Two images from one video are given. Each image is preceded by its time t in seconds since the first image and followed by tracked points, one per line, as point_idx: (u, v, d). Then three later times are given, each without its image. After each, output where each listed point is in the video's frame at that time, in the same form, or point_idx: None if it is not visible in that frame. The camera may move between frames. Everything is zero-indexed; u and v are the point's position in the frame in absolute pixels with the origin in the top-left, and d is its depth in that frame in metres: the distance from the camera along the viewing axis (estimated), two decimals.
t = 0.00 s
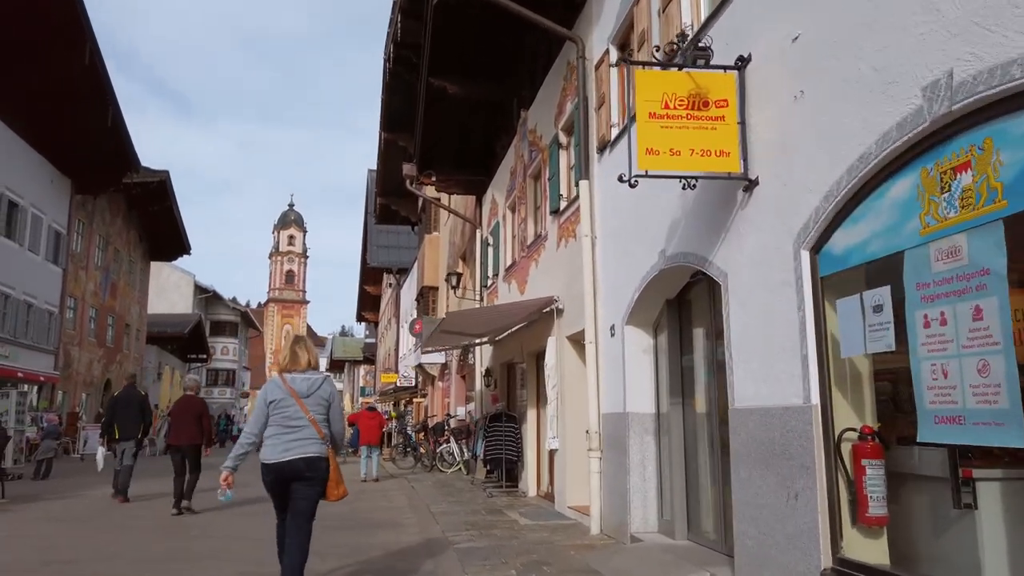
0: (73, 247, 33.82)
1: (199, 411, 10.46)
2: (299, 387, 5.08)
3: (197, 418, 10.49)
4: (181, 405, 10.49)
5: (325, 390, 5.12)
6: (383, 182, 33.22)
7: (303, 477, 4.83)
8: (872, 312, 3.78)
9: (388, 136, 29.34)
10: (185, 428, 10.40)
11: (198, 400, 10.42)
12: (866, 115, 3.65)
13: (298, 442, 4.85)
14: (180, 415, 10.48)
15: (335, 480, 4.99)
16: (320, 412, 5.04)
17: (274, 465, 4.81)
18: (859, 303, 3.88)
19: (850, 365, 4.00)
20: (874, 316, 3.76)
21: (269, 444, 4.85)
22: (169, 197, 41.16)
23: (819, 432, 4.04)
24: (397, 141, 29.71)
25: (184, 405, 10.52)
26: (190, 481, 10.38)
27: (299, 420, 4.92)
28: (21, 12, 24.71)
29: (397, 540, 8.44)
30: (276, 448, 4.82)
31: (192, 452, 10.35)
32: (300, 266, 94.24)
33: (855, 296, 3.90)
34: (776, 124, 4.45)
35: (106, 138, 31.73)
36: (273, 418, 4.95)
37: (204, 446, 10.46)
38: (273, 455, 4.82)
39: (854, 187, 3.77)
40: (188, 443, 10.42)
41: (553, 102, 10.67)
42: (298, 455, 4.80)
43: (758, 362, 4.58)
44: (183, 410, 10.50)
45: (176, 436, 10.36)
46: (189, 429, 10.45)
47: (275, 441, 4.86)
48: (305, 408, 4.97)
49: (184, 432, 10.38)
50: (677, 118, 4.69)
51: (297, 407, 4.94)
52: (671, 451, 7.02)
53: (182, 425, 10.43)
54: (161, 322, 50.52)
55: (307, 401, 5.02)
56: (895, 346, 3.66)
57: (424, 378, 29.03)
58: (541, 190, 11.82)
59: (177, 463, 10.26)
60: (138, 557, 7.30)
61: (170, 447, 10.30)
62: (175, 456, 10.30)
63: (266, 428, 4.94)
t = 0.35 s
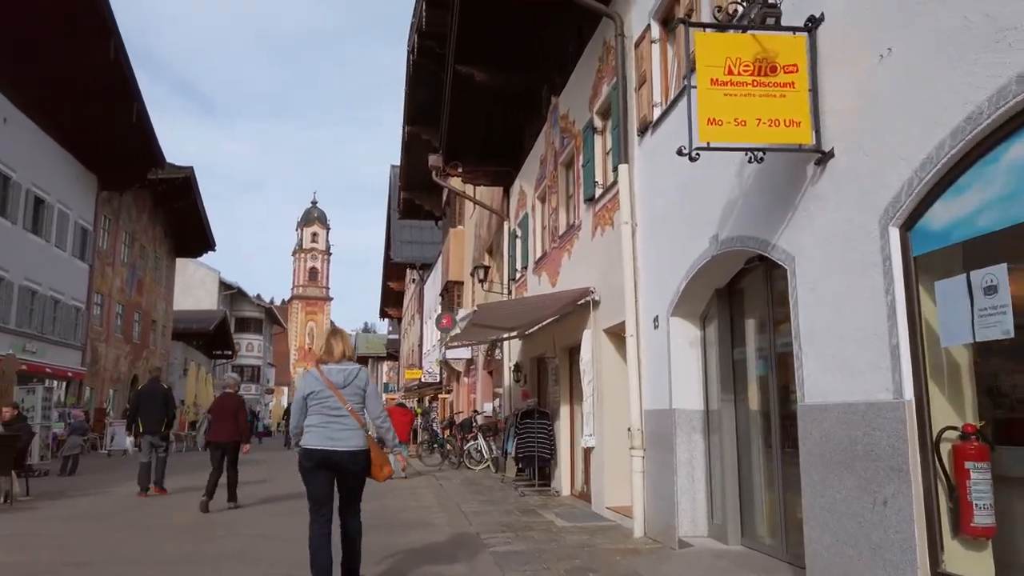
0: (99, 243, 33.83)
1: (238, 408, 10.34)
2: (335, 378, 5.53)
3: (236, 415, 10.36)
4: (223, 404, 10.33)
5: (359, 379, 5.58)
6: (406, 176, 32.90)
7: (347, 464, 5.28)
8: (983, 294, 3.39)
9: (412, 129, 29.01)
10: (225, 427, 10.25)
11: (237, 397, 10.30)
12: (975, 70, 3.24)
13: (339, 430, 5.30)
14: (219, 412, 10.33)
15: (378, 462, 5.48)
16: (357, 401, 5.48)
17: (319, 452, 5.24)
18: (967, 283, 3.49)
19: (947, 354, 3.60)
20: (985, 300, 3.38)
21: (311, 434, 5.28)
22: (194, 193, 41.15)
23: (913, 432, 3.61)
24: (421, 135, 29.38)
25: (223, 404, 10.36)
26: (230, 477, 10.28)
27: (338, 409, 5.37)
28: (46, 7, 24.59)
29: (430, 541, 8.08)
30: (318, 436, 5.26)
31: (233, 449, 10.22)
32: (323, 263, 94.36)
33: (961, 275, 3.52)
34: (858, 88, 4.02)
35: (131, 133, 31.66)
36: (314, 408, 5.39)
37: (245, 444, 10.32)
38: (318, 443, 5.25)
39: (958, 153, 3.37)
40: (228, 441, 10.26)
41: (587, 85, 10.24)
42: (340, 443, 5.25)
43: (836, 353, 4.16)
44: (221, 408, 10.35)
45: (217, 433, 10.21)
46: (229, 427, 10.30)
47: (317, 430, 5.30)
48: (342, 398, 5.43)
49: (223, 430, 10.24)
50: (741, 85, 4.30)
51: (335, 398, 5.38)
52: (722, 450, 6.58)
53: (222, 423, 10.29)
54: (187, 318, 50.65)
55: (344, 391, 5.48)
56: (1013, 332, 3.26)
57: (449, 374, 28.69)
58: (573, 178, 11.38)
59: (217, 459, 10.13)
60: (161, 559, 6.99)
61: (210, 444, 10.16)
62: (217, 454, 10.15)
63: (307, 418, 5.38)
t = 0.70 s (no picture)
0: (121, 244, 33.78)
1: (271, 412, 10.47)
2: (379, 385, 5.88)
3: (269, 419, 10.46)
4: (254, 407, 10.46)
5: (402, 387, 5.91)
6: (427, 176, 32.59)
7: (388, 467, 5.61)
8: None
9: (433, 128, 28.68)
10: (258, 429, 10.33)
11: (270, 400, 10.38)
12: None
13: (380, 436, 5.66)
14: (252, 416, 10.43)
15: (415, 469, 5.79)
16: (398, 408, 5.82)
17: (361, 456, 5.60)
18: None
19: None
20: None
21: (355, 438, 5.66)
22: (215, 194, 41.08)
23: None
24: (442, 133, 29.02)
25: (256, 407, 10.47)
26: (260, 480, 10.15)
27: (380, 415, 5.72)
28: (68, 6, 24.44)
29: (460, 552, 7.70)
30: (360, 441, 5.63)
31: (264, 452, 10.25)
32: (343, 264, 94.32)
33: None
34: (952, 59, 3.61)
35: (153, 133, 31.53)
36: (357, 413, 5.76)
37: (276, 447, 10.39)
38: (359, 447, 5.61)
39: None
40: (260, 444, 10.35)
41: (620, 75, 9.81)
42: (381, 449, 5.60)
43: (927, 356, 3.74)
44: (254, 412, 10.46)
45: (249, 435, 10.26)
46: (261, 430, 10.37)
47: (359, 434, 5.67)
48: (384, 404, 5.77)
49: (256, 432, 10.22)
50: (812, 59, 3.95)
51: (377, 405, 5.73)
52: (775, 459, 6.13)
53: (255, 425, 10.36)
54: (208, 319, 50.65)
55: (386, 398, 5.82)
56: None
57: (471, 375, 28.33)
58: (604, 173, 10.95)
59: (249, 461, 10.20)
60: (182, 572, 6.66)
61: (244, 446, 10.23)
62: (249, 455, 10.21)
63: (351, 423, 5.77)
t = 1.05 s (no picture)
0: (140, 245, 33.68)
1: (297, 416, 10.42)
2: (408, 395, 5.90)
3: (295, 422, 10.42)
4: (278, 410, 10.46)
5: (430, 397, 5.93)
6: (446, 175, 32.25)
7: (417, 476, 5.60)
8: None
9: (452, 126, 28.35)
10: (284, 432, 10.28)
11: (296, 403, 10.31)
12: None
13: (410, 444, 5.66)
14: (277, 420, 10.39)
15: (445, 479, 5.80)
16: (428, 417, 5.86)
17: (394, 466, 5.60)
18: None
19: None
20: None
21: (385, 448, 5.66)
22: (234, 194, 40.91)
23: None
24: (461, 131, 28.61)
25: (280, 411, 10.47)
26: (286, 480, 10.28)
27: (409, 424, 5.73)
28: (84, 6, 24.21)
29: (491, 562, 7.31)
30: (390, 450, 5.63)
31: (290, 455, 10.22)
32: (361, 265, 94.23)
33: None
34: None
35: (171, 133, 31.41)
36: (386, 423, 5.77)
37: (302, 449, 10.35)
38: (392, 457, 5.61)
39: None
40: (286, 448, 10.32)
41: (652, 62, 9.40)
42: (412, 457, 5.60)
43: None
44: (280, 415, 10.43)
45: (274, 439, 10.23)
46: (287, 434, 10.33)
47: (389, 443, 5.67)
48: (414, 413, 5.79)
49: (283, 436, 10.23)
50: (895, 19, 3.65)
51: (407, 413, 5.74)
52: (831, 466, 5.70)
53: (279, 428, 10.34)
54: (227, 320, 50.60)
55: (416, 407, 5.84)
56: None
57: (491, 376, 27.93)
58: (634, 166, 10.53)
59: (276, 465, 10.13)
60: None
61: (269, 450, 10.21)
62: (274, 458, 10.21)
63: (380, 433, 5.77)
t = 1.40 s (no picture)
0: (165, 247, 33.66)
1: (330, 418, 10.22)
2: (441, 393, 6.06)
3: (328, 424, 10.23)
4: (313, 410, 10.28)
5: (461, 394, 6.11)
6: (470, 174, 31.90)
7: (455, 471, 5.80)
8: None
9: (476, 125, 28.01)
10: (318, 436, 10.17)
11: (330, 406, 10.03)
12: None
13: (446, 441, 5.84)
14: (312, 421, 10.22)
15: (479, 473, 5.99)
16: (461, 414, 6.01)
17: (431, 462, 5.77)
18: None
19: None
20: None
21: (421, 445, 5.82)
22: (258, 196, 40.86)
23: None
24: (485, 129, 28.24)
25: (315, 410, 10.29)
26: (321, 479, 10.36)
27: (445, 422, 5.90)
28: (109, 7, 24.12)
29: (529, 571, 6.94)
30: (428, 447, 5.79)
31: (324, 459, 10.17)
32: (383, 266, 94.27)
33: None
34: None
35: (196, 136, 31.32)
36: (422, 421, 5.93)
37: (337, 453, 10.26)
38: (429, 454, 5.78)
39: None
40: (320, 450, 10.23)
41: (692, 47, 8.98)
42: (449, 454, 5.79)
43: None
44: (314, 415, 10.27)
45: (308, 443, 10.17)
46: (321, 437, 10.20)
47: (426, 441, 5.83)
48: (448, 411, 5.96)
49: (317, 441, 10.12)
50: None
51: (442, 411, 5.91)
52: (901, 474, 5.26)
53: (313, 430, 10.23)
54: (252, 322, 50.61)
55: (449, 405, 6.01)
56: None
57: (516, 377, 27.55)
58: (672, 157, 10.10)
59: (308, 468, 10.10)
60: None
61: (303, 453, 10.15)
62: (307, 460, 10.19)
63: (415, 431, 5.92)
